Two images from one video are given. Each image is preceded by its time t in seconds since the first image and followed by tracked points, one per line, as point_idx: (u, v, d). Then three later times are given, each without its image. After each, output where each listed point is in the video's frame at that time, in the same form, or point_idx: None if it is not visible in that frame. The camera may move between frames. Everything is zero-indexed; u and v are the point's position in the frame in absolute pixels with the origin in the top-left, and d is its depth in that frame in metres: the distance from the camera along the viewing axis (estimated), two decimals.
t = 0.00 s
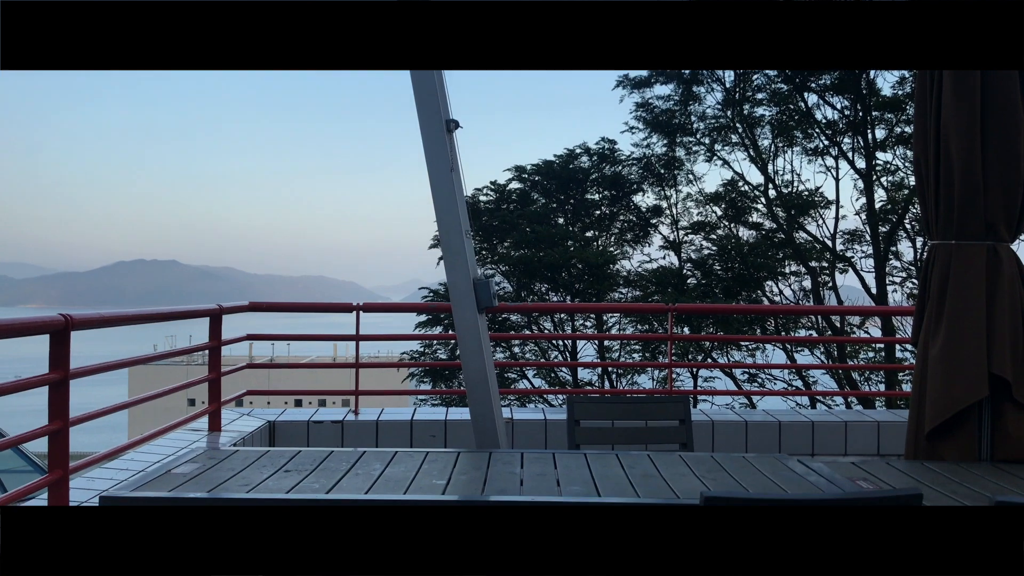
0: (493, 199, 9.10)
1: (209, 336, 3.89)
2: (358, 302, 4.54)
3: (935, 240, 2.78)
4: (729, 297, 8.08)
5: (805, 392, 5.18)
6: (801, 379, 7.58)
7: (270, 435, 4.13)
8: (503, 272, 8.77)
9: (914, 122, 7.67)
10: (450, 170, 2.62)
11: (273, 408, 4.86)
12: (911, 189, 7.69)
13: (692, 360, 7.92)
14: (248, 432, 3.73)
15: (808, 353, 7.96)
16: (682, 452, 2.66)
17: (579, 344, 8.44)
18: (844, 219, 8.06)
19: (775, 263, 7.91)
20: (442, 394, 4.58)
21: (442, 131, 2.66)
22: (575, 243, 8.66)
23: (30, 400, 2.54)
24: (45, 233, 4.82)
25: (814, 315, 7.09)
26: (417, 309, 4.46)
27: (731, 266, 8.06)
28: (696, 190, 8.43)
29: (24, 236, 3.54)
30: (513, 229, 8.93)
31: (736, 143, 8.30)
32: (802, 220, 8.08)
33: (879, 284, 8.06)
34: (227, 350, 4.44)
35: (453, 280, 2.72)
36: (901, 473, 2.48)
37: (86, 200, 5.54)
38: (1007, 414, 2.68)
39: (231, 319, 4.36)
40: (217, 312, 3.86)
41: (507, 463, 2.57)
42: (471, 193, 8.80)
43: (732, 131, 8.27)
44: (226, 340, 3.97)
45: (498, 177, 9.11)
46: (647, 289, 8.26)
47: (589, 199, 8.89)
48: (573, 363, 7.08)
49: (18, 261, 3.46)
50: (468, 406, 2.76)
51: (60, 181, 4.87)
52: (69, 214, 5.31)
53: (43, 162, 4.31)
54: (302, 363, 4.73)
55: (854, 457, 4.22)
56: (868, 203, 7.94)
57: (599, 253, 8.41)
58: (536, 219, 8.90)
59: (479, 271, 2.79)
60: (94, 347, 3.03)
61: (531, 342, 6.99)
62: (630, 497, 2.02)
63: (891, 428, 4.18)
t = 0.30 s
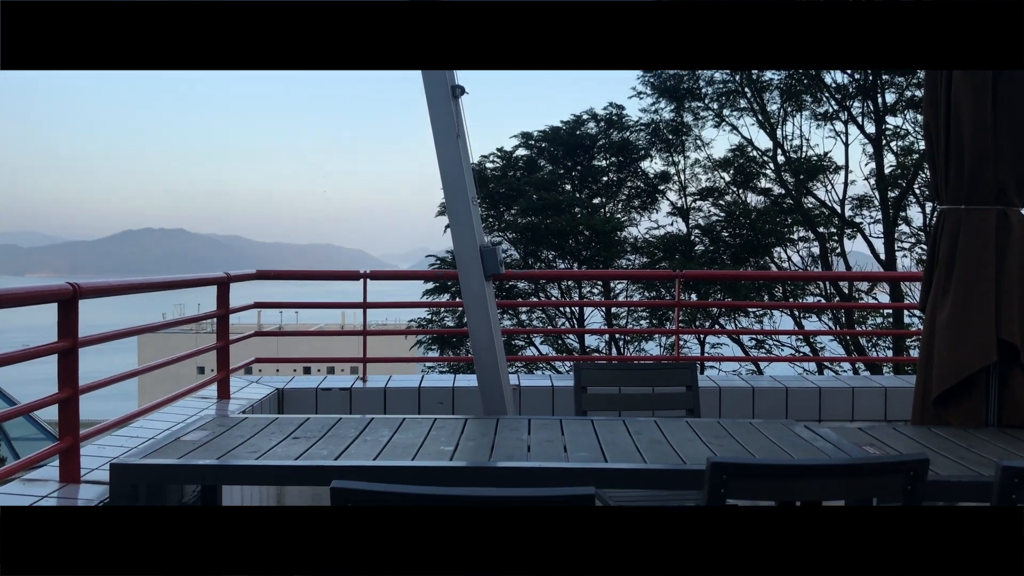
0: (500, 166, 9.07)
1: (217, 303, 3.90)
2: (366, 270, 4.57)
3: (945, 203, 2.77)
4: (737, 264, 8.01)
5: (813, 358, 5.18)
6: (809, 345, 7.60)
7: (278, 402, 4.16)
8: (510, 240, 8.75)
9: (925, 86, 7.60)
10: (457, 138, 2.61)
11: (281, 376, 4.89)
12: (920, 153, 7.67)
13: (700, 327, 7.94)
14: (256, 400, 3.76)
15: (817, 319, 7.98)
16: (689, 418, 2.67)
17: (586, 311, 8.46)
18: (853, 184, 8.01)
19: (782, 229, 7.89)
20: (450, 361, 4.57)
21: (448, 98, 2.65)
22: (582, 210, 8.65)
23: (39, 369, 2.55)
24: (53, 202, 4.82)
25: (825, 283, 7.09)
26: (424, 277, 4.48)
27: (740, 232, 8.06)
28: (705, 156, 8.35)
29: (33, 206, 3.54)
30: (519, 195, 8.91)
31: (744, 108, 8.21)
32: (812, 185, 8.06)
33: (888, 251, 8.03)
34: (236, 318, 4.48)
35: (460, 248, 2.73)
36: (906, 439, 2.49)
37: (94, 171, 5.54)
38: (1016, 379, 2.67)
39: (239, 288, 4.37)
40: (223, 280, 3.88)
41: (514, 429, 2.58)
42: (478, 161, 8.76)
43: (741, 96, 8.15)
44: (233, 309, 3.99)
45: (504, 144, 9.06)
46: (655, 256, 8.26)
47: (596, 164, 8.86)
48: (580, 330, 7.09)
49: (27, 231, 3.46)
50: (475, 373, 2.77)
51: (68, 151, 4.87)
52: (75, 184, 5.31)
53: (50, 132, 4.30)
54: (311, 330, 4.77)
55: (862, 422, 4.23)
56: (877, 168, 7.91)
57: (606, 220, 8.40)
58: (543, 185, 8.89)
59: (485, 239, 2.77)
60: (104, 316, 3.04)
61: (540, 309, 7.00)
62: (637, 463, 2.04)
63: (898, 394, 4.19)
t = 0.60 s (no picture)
0: (505, 127, 9.01)
1: (222, 267, 3.90)
2: (372, 233, 4.57)
3: (952, 163, 2.75)
4: (743, 226, 8.09)
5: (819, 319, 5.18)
6: (815, 307, 7.63)
7: (286, 365, 4.18)
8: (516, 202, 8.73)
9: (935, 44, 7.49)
10: (461, 100, 2.60)
11: (288, 338, 4.90)
12: (929, 113, 7.63)
13: (705, 289, 7.95)
14: (263, 362, 3.78)
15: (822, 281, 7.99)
16: (695, 379, 2.67)
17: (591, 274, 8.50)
18: (861, 144, 7.96)
19: (790, 190, 7.99)
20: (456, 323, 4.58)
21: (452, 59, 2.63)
22: (587, 172, 8.63)
23: (47, 332, 2.56)
24: (57, 166, 4.81)
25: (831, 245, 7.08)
26: (429, 240, 4.47)
27: (746, 193, 8.08)
28: (712, 117, 8.29)
29: (37, 172, 3.53)
30: (524, 157, 8.87)
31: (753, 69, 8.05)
32: (819, 145, 8.03)
33: (895, 211, 7.95)
34: (242, 281, 4.49)
35: (464, 211, 2.73)
36: (910, 399, 2.50)
37: (97, 136, 5.52)
38: (1020, 339, 2.67)
39: (245, 251, 4.38)
40: (229, 243, 3.88)
41: (519, 390, 2.59)
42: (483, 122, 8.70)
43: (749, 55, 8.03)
44: (239, 272, 3.99)
45: (509, 105, 9.00)
46: (660, 218, 8.26)
47: (602, 126, 8.78)
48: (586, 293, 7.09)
49: (31, 195, 3.46)
50: (481, 335, 2.80)
51: (71, 115, 4.85)
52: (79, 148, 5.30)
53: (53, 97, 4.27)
54: (316, 293, 4.78)
55: (867, 383, 4.25)
56: (886, 128, 7.82)
57: (611, 182, 8.38)
58: (548, 147, 8.86)
59: (490, 201, 2.79)
60: (110, 279, 3.04)
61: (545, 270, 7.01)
62: (643, 424, 2.05)
63: (903, 355, 4.20)
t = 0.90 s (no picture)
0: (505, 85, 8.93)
1: (223, 226, 3.89)
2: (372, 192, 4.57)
3: (956, 121, 2.72)
4: (745, 183, 8.09)
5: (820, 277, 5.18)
6: (816, 265, 7.62)
7: (288, 325, 4.18)
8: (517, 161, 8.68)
9: None
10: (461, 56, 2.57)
11: (290, 298, 4.90)
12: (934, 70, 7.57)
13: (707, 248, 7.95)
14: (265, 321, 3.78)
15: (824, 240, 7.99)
16: (695, 337, 2.68)
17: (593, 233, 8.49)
18: (865, 102, 7.87)
19: (792, 148, 8.01)
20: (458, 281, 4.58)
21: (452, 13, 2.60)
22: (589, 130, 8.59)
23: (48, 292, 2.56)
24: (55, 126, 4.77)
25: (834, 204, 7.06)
26: (430, 198, 4.46)
27: (749, 152, 8.07)
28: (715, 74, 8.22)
29: (35, 129, 3.50)
30: (525, 116, 8.74)
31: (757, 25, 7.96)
32: (821, 103, 7.97)
33: (898, 168, 7.87)
34: (243, 241, 4.49)
35: (465, 169, 2.71)
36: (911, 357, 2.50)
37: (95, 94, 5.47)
38: (1020, 296, 2.66)
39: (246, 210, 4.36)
40: (229, 203, 3.87)
41: (520, 349, 2.59)
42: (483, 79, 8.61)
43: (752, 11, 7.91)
44: (240, 231, 3.98)
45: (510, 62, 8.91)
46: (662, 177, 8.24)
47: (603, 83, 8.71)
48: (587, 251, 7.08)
49: (30, 154, 3.43)
50: (482, 295, 2.80)
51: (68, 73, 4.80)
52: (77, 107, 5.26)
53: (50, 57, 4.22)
54: (318, 252, 4.77)
55: (868, 341, 4.27)
56: (890, 85, 7.73)
57: (613, 139, 8.34)
58: (550, 104, 8.71)
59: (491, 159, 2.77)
60: (110, 239, 3.03)
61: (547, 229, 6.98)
62: (644, 382, 2.05)
63: (904, 313, 4.21)
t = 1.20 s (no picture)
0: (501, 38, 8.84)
1: (217, 182, 3.88)
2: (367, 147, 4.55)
3: (956, 75, 2.68)
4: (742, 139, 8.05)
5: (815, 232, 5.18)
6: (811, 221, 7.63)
7: (283, 281, 4.17)
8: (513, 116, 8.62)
9: None
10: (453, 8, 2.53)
11: (285, 255, 4.89)
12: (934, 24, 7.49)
13: (702, 204, 7.96)
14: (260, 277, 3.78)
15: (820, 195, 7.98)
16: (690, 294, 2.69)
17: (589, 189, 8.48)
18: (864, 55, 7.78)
19: (790, 103, 7.92)
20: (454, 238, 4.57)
21: None
22: (586, 84, 8.51)
23: (40, 249, 2.54)
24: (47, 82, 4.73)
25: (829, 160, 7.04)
26: (425, 153, 4.43)
27: (745, 107, 8.02)
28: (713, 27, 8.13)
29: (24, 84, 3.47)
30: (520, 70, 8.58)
31: None
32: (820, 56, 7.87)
33: (895, 123, 7.81)
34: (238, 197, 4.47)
35: (460, 125, 2.69)
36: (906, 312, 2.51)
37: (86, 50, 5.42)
38: (1017, 251, 2.65)
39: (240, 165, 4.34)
40: (222, 158, 3.84)
41: (515, 306, 2.59)
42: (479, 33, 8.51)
43: None
44: (233, 187, 3.96)
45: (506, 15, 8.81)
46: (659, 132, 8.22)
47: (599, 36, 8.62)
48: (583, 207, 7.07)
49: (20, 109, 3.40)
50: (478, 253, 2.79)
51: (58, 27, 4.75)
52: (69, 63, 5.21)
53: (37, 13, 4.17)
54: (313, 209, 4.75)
55: (863, 297, 4.28)
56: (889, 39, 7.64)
57: (610, 94, 8.35)
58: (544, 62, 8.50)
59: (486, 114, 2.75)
60: (103, 194, 3.01)
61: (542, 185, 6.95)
62: (639, 338, 2.05)
63: (900, 269, 4.21)
